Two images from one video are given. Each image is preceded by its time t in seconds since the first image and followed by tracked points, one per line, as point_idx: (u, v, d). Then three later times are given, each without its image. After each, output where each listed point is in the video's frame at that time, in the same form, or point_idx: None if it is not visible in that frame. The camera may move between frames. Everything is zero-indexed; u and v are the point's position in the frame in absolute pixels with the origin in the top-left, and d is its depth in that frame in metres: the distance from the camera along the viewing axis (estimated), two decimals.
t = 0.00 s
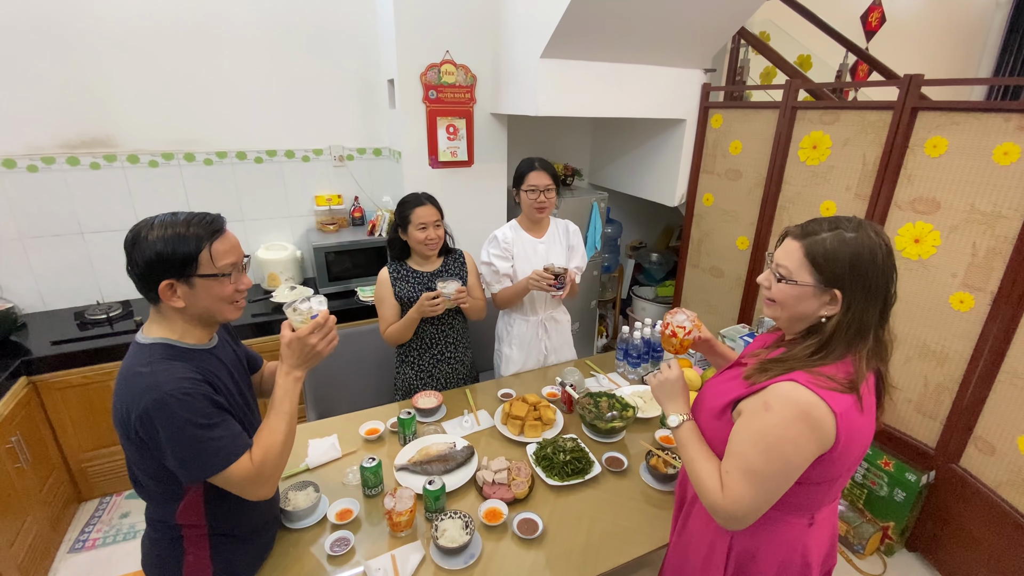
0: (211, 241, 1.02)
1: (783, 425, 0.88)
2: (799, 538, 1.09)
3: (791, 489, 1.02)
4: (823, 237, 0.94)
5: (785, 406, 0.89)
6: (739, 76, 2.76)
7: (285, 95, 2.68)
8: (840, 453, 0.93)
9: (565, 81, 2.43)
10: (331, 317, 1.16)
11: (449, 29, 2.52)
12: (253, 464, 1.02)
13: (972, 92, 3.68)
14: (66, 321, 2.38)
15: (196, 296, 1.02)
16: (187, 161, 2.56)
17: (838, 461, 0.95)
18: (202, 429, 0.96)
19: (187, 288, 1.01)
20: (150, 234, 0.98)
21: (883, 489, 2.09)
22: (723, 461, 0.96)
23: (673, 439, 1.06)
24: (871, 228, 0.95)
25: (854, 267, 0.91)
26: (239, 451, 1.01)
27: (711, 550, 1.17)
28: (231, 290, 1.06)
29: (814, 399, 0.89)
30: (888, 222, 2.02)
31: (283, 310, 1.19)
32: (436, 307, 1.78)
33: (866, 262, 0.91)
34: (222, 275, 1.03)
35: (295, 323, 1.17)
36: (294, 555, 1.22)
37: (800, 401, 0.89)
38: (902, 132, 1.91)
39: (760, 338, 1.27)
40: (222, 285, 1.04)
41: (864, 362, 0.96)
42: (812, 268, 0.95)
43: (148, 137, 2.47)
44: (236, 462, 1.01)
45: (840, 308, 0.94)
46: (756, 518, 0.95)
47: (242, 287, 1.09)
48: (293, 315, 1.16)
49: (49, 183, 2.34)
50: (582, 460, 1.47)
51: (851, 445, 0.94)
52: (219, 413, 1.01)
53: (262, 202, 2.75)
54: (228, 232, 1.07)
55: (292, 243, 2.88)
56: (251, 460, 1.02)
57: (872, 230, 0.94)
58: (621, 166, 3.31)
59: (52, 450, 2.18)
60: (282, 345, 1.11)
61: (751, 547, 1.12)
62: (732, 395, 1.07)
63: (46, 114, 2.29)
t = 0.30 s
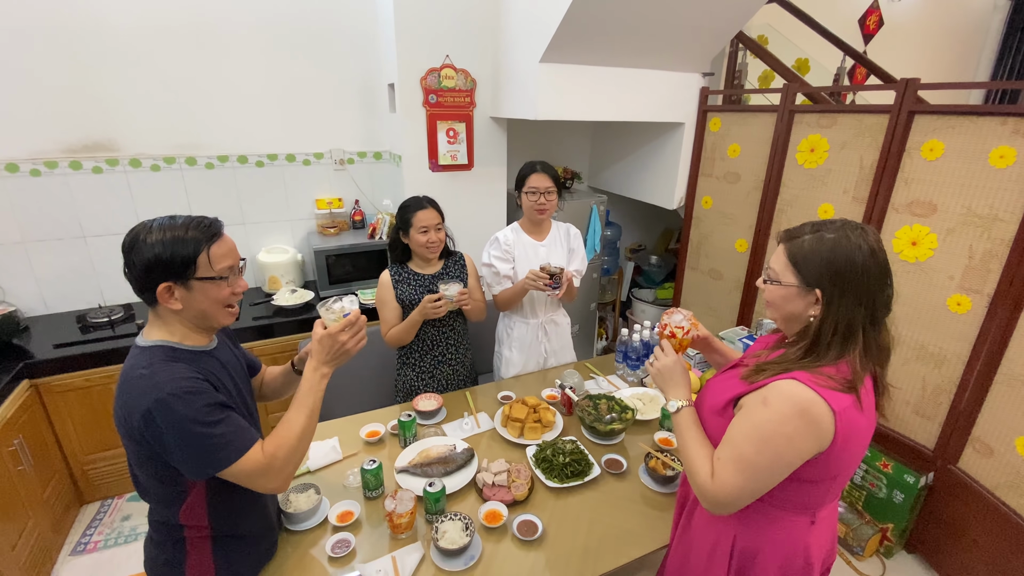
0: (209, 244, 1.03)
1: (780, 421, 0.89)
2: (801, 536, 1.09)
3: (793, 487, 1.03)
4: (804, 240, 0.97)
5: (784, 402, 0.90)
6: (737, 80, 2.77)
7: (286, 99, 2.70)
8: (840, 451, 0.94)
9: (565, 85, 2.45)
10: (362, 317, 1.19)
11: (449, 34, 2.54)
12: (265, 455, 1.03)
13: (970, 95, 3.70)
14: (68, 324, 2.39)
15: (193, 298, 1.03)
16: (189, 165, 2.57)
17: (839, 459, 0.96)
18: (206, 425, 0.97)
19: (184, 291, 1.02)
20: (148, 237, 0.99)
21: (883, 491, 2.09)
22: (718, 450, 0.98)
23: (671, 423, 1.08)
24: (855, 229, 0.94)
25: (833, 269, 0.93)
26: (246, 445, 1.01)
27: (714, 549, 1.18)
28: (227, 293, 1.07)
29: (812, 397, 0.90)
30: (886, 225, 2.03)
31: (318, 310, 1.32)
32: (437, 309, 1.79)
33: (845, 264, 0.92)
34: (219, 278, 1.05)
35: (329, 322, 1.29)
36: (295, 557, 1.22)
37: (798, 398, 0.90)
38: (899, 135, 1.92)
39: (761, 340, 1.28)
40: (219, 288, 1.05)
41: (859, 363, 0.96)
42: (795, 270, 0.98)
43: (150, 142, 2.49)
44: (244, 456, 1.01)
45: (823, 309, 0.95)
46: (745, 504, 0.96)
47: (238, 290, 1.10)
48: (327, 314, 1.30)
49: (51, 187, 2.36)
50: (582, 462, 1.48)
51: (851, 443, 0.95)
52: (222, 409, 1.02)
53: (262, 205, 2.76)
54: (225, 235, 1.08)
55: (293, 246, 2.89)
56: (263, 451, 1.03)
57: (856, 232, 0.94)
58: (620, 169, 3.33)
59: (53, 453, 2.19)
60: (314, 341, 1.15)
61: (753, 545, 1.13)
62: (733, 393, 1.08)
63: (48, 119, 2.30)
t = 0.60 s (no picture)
0: (207, 247, 1.04)
1: (771, 418, 0.90)
2: (797, 537, 1.10)
3: (787, 487, 1.04)
4: (796, 241, 0.99)
5: (775, 400, 0.91)
6: (735, 83, 2.79)
7: (287, 103, 2.71)
8: (832, 451, 0.95)
9: (564, 89, 2.46)
10: (381, 313, 1.21)
11: (449, 38, 2.56)
12: (276, 444, 1.04)
13: (968, 98, 3.71)
14: (69, 328, 2.40)
15: (193, 300, 1.04)
16: (190, 169, 2.58)
17: (831, 459, 0.97)
18: (209, 420, 0.98)
19: (184, 293, 1.03)
20: (147, 240, 0.99)
21: (882, 493, 2.10)
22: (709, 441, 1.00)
23: (670, 411, 1.11)
24: (845, 231, 0.95)
25: (822, 269, 0.94)
26: (250, 440, 1.02)
27: (712, 549, 1.19)
28: (227, 294, 1.08)
29: (803, 396, 0.91)
30: (884, 227, 2.04)
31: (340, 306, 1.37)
32: (439, 311, 1.79)
33: (833, 265, 0.93)
34: (219, 279, 1.05)
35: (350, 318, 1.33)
36: (295, 560, 1.23)
37: (790, 398, 0.91)
38: (895, 138, 1.94)
39: (762, 340, 1.28)
40: (219, 289, 1.06)
41: (851, 364, 0.96)
42: (787, 270, 0.99)
43: (151, 146, 2.50)
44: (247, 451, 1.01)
45: (811, 308, 0.96)
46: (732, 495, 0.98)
47: (238, 292, 1.11)
48: (349, 310, 1.34)
49: (53, 191, 2.37)
50: (580, 465, 1.48)
51: (844, 443, 0.95)
52: (224, 405, 1.02)
53: (263, 209, 2.78)
54: (224, 238, 1.09)
55: (293, 249, 2.90)
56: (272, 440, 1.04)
57: (846, 233, 0.95)
58: (619, 173, 3.34)
59: (54, 456, 2.19)
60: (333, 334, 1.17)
61: (749, 544, 1.14)
62: (729, 392, 1.09)
63: (50, 123, 2.31)
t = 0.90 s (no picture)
0: (211, 253, 1.04)
1: (763, 417, 0.91)
2: (792, 539, 1.11)
3: (781, 489, 1.05)
4: (788, 244, 1.00)
5: (769, 400, 0.92)
6: (733, 88, 2.80)
7: (288, 109, 2.73)
8: (825, 452, 0.96)
9: (563, 94, 2.48)
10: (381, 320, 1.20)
11: (449, 44, 2.57)
12: (275, 450, 1.04)
13: (966, 103, 3.73)
14: (71, 332, 2.40)
15: (197, 306, 1.05)
16: (191, 174, 2.60)
17: (824, 461, 0.97)
18: (211, 425, 0.98)
19: (189, 299, 1.04)
20: (151, 247, 1.00)
21: (881, 497, 2.09)
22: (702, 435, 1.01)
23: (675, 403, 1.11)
24: (837, 235, 0.96)
25: (813, 272, 0.95)
26: (251, 445, 1.02)
27: (709, 551, 1.20)
28: (230, 300, 1.09)
29: (796, 398, 0.92)
30: (881, 231, 2.05)
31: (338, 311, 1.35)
32: (439, 315, 1.80)
33: (824, 268, 0.94)
34: (223, 285, 1.06)
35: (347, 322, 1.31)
36: (295, 564, 1.23)
37: (782, 399, 0.92)
38: (893, 143, 1.95)
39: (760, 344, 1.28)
40: (222, 295, 1.07)
41: (843, 368, 0.97)
42: (779, 272, 1.00)
43: (153, 151, 2.51)
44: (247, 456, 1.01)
45: (802, 310, 0.98)
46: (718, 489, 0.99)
47: (241, 297, 1.12)
48: (346, 314, 1.32)
49: (55, 196, 2.38)
50: (580, 468, 1.48)
51: (837, 445, 0.96)
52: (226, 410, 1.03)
53: (264, 213, 2.79)
54: (227, 244, 1.10)
55: (294, 253, 2.92)
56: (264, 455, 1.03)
57: (838, 237, 0.96)
58: (618, 176, 3.36)
59: (55, 460, 2.20)
60: (331, 340, 1.16)
61: (745, 546, 1.15)
62: (728, 393, 1.10)
63: (52, 129, 2.33)
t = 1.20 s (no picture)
0: (229, 262, 1.06)
1: (760, 418, 0.92)
2: (790, 543, 1.11)
3: (778, 492, 1.06)
4: (781, 249, 1.01)
5: (766, 401, 0.93)
6: (732, 93, 2.82)
7: (290, 114, 2.75)
8: (821, 455, 0.97)
9: (562, 100, 2.50)
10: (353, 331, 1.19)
11: (450, 50, 2.60)
12: (266, 469, 1.03)
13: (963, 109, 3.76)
14: (73, 336, 2.42)
15: (211, 313, 1.06)
16: (194, 179, 2.61)
17: (821, 463, 0.98)
18: (214, 436, 0.99)
19: (203, 306, 1.05)
20: (171, 253, 1.02)
21: (880, 500, 2.10)
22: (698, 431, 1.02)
23: (679, 399, 1.12)
24: (828, 241, 0.98)
25: (804, 277, 0.96)
26: (251, 458, 1.03)
27: (708, 554, 1.21)
28: (244, 309, 1.11)
29: (792, 400, 0.93)
30: (879, 236, 2.06)
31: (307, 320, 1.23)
32: (438, 319, 1.80)
33: (815, 273, 0.95)
34: (238, 294, 1.08)
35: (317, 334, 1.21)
36: (297, 568, 1.24)
37: (779, 400, 0.93)
38: (890, 149, 1.97)
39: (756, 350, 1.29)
40: (237, 304, 1.09)
41: (838, 371, 0.98)
42: (772, 277, 1.02)
43: (156, 156, 2.53)
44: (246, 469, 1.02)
45: (794, 314, 0.99)
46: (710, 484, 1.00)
47: (254, 307, 1.13)
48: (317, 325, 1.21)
49: (59, 201, 2.40)
50: (581, 472, 1.49)
51: (833, 448, 0.97)
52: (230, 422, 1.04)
53: (265, 218, 2.80)
54: (244, 253, 1.11)
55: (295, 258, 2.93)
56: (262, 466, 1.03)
57: (829, 243, 0.97)
58: (618, 181, 3.37)
59: (57, 464, 2.20)
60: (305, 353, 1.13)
61: (743, 549, 1.15)
62: (727, 396, 1.11)
63: (55, 135, 2.34)
